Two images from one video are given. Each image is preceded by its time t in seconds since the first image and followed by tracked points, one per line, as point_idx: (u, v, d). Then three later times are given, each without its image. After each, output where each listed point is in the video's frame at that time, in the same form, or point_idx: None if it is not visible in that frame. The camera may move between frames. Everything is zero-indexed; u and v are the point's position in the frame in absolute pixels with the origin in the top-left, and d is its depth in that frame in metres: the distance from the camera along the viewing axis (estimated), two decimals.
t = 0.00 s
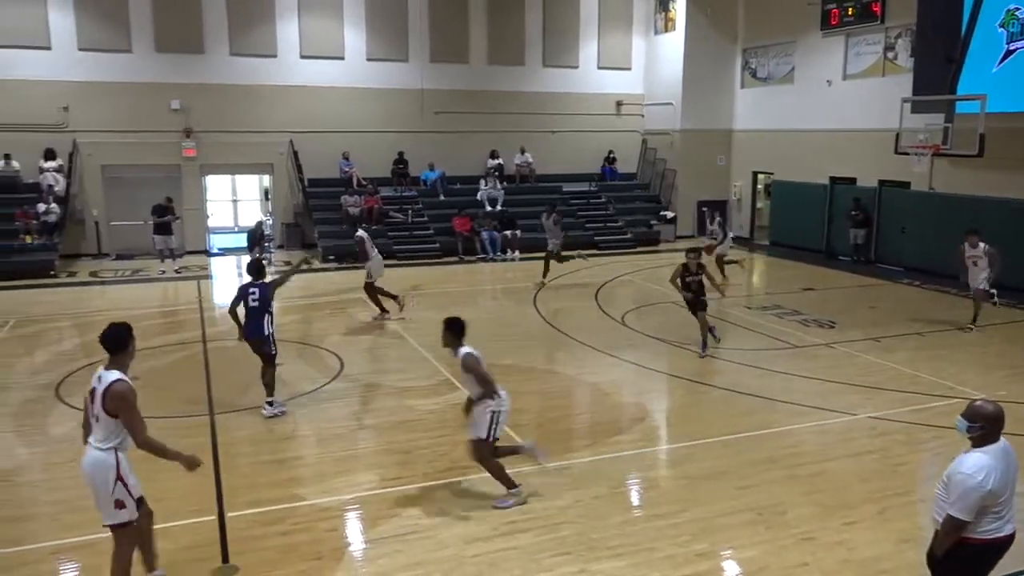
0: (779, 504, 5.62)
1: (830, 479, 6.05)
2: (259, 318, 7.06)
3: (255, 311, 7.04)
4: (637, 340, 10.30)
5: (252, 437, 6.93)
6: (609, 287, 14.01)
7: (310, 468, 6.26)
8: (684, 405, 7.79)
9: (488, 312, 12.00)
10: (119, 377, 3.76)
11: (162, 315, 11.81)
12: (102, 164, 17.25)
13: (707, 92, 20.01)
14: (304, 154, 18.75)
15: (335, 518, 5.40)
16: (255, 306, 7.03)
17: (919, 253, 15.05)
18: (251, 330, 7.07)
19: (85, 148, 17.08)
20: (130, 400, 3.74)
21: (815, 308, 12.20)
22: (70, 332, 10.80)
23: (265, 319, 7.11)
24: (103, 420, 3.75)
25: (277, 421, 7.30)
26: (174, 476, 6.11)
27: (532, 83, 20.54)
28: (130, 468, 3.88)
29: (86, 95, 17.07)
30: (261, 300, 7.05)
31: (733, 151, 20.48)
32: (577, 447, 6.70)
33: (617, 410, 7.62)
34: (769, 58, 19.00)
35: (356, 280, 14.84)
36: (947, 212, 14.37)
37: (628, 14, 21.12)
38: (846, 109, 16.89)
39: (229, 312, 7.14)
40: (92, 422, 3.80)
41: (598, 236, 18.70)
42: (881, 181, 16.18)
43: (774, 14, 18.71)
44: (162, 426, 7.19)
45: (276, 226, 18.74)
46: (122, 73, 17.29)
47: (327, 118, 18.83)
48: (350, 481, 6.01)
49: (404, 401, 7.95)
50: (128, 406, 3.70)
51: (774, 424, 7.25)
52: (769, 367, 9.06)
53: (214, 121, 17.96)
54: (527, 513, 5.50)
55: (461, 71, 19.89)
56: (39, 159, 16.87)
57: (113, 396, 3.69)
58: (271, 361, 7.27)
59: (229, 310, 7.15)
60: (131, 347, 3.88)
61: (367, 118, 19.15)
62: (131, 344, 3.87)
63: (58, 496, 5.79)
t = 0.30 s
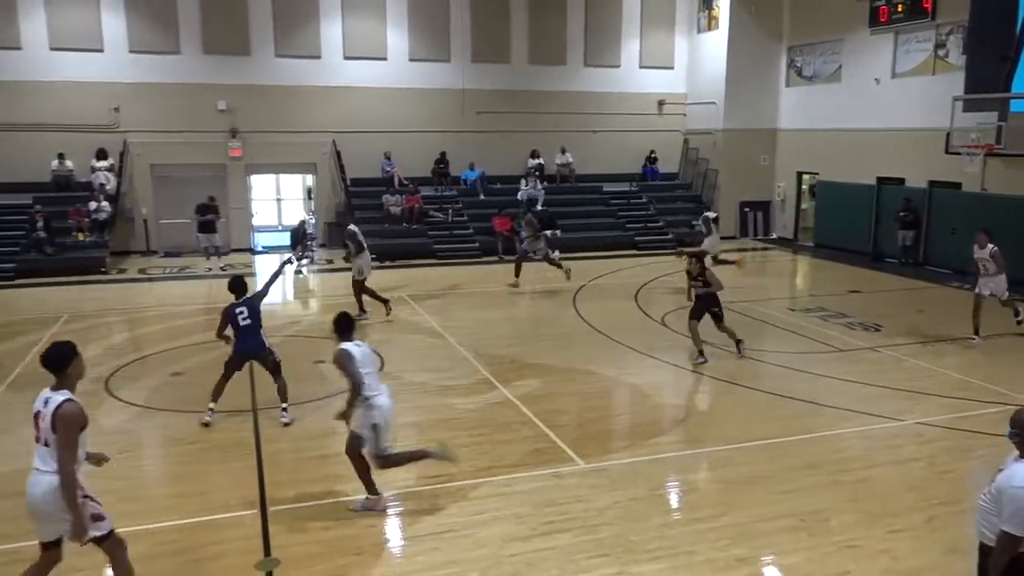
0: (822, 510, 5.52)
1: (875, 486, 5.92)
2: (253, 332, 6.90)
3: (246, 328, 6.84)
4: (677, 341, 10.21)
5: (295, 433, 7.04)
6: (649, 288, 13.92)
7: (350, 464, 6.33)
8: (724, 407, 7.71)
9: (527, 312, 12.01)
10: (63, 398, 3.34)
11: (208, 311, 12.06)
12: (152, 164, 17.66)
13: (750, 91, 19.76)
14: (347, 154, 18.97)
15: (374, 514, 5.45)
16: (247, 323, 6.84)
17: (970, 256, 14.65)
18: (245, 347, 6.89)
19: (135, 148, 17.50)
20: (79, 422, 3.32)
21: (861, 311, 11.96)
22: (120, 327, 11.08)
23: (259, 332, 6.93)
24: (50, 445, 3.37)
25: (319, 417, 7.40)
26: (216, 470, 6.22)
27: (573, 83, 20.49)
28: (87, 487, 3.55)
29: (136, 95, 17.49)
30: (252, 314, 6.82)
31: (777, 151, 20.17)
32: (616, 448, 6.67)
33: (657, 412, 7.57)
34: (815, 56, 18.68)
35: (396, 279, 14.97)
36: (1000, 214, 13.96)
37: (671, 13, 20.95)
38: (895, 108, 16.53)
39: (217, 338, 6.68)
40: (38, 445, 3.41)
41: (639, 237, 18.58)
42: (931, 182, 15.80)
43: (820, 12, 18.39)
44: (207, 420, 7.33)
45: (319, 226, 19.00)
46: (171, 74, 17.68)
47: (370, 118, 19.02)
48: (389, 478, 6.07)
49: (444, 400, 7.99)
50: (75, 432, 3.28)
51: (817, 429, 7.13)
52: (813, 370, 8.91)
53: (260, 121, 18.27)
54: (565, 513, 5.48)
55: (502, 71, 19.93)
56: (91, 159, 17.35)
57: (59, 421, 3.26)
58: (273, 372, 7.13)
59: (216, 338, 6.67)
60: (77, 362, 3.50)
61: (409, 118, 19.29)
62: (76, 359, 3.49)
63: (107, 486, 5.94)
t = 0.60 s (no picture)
0: (865, 517, 5.41)
1: (920, 494, 5.79)
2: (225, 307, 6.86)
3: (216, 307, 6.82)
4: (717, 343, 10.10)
5: (335, 429, 7.12)
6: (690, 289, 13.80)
7: (389, 462, 6.39)
8: (765, 410, 7.60)
9: (565, 312, 11.99)
10: None
11: (250, 308, 12.26)
12: (198, 163, 18.02)
13: (794, 90, 19.45)
14: (387, 154, 19.13)
15: (412, 511, 5.49)
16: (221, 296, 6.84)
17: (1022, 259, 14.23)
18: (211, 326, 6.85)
19: (182, 148, 17.86)
20: (11, 410, 3.12)
21: (908, 315, 11.69)
22: (166, 323, 11.32)
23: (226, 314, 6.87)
24: None
25: (359, 414, 7.49)
26: (258, 464, 6.33)
27: (614, 83, 20.39)
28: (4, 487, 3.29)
29: (184, 96, 17.86)
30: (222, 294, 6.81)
31: (822, 150, 19.83)
32: (654, 450, 6.62)
33: (696, 414, 7.50)
34: (862, 54, 18.32)
35: (436, 278, 15.06)
36: None
37: (714, 11, 20.72)
38: (945, 107, 16.13)
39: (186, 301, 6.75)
40: None
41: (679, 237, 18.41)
42: (981, 182, 15.35)
43: (868, 9, 18.02)
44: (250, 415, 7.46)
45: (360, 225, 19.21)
46: (217, 75, 18.01)
47: (411, 118, 19.16)
48: (427, 476, 6.10)
49: (482, 399, 8.02)
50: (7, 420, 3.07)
51: (861, 433, 6.99)
52: (857, 374, 8.74)
53: (303, 122, 18.53)
54: (602, 515, 5.46)
55: (543, 70, 19.92)
56: (139, 158, 17.76)
57: None
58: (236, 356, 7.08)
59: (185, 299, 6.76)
60: (14, 353, 3.30)
61: (449, 117, 19.39)
62: (14, 349, 3.30)
63: (152, 479, 6.08)
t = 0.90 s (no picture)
0: (901, 523, 5.32)
1: (959, 501, 5.67)
2: (190, 331, 6.81)
3: (184, 326, 6.77)
4: (751, 345, 10.00)
5: (367, 427, 7.17)
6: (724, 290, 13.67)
7: (420, 460, 6.42)
8: (799, 414, 7.50)
9: (597, 313, 11.95)
10: None
11: (284, 306, 12.41)
12: (235, 163, 18.28)
13: (831, 89, 19.16)
14: (420, 154, 19.23)
15: (442, 510, 5.52)
16: (186, 319, 6.77)
17: None
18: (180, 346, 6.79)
19: (219, 148, 18.13)
20: None
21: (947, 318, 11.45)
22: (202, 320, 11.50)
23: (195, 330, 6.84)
24: None
25: (391, 412, 7.53)
26: (291, 461, 6.40)
27: (648, 82, 20.27)
28: None
29: (222, 97, 18.12)
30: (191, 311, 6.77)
31: (859, 150, 19.52)
32: (686, 453, 6.57)
33: (729, 417, 7.43)
34: (901, 53, 18.00)
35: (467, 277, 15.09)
36: None
37: (750, 9, 20.50)
38: (987, 106, 15.76)
39: (152, 336, 6.63)
40: None
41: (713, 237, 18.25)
42: None
43: (908, 6, 17.68)
44: (284, 412, 7.55)
45: (393, 224, 19.34)
46: (253, 76, 18.25)
47: (443, 118, 19.23)
48: (458, 475, 6.12)
49: (513, 398, 8.02)
50: None
51: (898, 438, 6.87)
52: (895, 378, 8.58)
53: (338, 121, 18.70)
54: (633, 516, 5.43)
55: (576, 70, 19.87)
56: (178, 158, 18.08)
57: None
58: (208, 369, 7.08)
59: (150, 335, 6.62)
60: None
61: (481, 117, 19.43)
62: None
63: (187, 473, 6.17)
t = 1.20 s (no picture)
0: (944, 531, 5.20)
1: (1005, 510, 5.53)
2: (147, 309, 7.22)
3: (142, 302, 7.18)
4: (790, 348, 9.86)
5: (403, 425, 7.22)
6: (762, 291, 13.50)
7: (455, 458, 6.44)
8: (839, 418, 7.38)
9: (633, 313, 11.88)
10: None
11: (323, 303, 12.56)
12: (275, 162, 18.54)
13: (875, 87, 18.81)
14: (457, 154, 19.32)
15: (477, 508, 5.53)
16: (143, 297, 7.17)
17: None
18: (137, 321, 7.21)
19: (260, 148, 18.39)
20: None
21: (995, 322, 11.17)
22: (242, 317, 11.69)
23: (153, 310, 7.24)
24: None
25: (427, 411, 7.58)
26: (329, 457, 6.46)
27: (687, 81, 20.10)
28: None
29: (263, 97, 18.39)
30: (150, 290, 7.20)
31: (904, 150, 19.14)
32: (723, 456, 6.50)
33: (767, 420, 7.34)
34: (948, 50, 17.60)
35: (503, 276, 15.11)
36: None
37: (792, 6, 20.23)
38: None
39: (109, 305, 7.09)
40: None
41: (752, 238, 18.03)
42: None
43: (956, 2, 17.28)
44: (321, 409, 7.63)
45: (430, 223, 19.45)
46: (294, 77, 18.48)
47: (481, 118, 19.29)
48: (493, 474, 6.14)
49: (548, 398, 8.02)
50: None
51: (942, 445, 6.72)
52: (938, 383, 8.39)
53: (376, 121, 18.86)
54: (668, 519, 5.40)
55: (614, 69, 19.79)
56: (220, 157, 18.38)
57: None
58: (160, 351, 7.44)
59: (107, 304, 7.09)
60: None
61: (519, 117, 19.44)
62: None
63: (227, 467, 6.27)
